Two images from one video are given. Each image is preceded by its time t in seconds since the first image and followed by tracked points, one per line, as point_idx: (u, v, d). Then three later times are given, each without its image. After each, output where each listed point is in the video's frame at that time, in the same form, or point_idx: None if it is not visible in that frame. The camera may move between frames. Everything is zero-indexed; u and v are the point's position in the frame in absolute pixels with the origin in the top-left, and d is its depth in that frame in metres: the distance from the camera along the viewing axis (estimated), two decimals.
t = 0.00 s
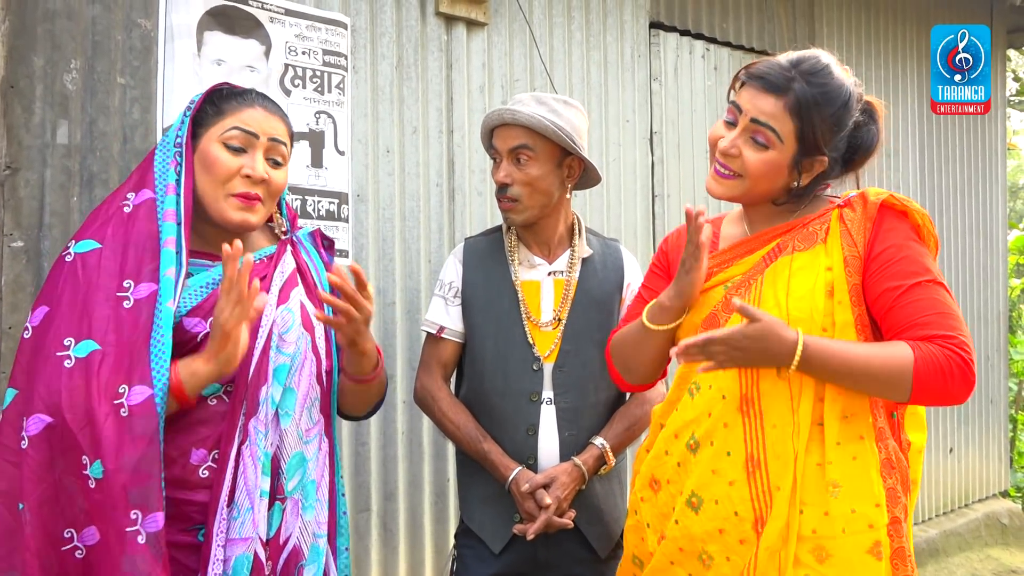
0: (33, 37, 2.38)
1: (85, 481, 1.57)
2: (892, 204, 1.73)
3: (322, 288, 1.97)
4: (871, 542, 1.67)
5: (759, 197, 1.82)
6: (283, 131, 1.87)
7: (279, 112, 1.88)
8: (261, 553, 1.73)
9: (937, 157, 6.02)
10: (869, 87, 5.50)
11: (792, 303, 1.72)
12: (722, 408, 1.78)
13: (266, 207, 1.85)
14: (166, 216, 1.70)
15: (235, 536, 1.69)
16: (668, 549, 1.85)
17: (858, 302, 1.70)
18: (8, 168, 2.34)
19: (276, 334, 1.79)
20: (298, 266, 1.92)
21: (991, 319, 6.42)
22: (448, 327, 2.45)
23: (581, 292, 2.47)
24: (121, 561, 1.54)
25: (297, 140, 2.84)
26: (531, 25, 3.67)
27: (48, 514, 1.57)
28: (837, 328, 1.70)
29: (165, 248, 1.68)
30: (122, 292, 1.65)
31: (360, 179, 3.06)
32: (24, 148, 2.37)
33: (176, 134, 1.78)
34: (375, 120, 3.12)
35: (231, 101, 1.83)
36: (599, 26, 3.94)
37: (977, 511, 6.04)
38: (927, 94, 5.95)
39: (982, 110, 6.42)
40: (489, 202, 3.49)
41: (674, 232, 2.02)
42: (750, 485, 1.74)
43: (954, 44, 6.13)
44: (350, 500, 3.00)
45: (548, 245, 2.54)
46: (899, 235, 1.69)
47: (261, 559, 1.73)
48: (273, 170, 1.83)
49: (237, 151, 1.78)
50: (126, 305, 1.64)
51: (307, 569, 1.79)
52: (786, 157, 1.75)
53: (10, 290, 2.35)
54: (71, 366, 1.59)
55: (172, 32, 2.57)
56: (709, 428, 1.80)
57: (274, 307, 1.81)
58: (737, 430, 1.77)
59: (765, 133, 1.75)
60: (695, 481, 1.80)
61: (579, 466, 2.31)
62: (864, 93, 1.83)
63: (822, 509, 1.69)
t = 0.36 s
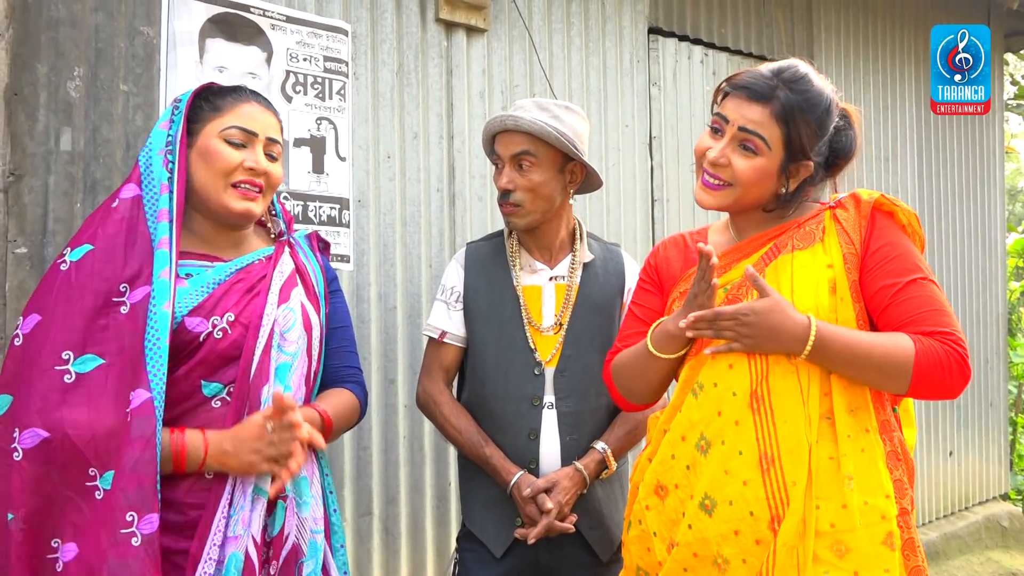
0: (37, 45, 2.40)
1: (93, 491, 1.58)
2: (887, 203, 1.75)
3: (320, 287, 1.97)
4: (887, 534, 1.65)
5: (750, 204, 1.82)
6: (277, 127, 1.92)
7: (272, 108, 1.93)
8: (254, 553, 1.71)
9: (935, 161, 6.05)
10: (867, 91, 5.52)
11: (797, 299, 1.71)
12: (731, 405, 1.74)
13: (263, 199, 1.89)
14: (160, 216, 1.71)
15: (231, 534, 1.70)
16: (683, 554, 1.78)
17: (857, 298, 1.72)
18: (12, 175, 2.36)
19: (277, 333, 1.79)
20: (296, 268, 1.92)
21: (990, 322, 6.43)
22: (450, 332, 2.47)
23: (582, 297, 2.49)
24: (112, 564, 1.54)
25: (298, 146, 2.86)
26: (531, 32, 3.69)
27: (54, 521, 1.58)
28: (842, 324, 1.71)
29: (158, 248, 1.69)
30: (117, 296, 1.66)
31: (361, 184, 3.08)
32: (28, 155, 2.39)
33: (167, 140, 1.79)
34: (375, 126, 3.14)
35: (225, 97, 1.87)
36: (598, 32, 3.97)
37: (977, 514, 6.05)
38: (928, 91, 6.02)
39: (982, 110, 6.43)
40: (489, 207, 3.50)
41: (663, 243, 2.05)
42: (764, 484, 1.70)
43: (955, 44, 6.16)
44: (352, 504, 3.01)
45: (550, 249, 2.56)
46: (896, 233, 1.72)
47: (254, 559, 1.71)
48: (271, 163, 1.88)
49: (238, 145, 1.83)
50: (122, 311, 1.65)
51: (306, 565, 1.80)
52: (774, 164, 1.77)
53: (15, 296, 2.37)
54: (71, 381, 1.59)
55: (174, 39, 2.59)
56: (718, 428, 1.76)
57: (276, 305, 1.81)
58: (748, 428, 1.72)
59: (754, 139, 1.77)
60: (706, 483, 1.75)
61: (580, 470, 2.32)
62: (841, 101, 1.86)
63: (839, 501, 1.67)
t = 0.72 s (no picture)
0: (50, 52, 2.44)
1: (127, 510, 1.55)
2: (891, 213, 1.73)
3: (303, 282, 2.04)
4: (865, 541, 1.68)
5: (773, 180, 1.87)
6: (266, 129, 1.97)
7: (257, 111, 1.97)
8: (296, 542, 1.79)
9: (940, 163, 6.06)
10: (871, 94, 5.54)
11: (790, 304, 1.73)
12: (719, 409, 1.79)
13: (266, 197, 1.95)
14: (165, 225, 1.69)
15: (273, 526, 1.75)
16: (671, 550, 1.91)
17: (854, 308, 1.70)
18: (26, 180, 2.39)
19: (288, 332, 1.85)
20: (281, 267, 1.97)
21: (995, 324, 6.44)
22: (458, 334, 2.50)
23: (589, 300, 2.51)
24: None
25: (306, 151, 2.89)
26: (537, 36, 3.72)
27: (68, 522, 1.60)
28: (835, 330, 1.69)
29: (168, 261, 1.67)
30: (129, 312, 1.64)
31: (368, 189, 3.11)
32: (41, 160, 2.42)
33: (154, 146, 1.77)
34: (383, 131, 3.17)
35: (216, 101, 1.88)
36: (603, 36, 3.99)
37: (983, 516, 6.05)
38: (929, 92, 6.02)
39: (982, 110, 6.42)
40: (495, 211, 3.54)
41: (682, 239, 2.12)
42: (746, 487, 1.76)
43: (954, 44, 6.12)
44: (360, 505, 3.04)
45: (557, 252, 2.59)
46: (891, 247, 1.69)
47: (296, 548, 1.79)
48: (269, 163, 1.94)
49: (248, 147, 1.87)
50: (136, 326, 1.63)
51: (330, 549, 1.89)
52: (784, 129, 1.84)
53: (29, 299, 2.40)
54: (92, 404, 1.57)
55: (185, 45, 2.63)
56: (707, 429, 1.81)
57: (282, 305, 1.87)
58: (733, 432, 1.78)
59: (757, 113, 1.84)
60: (693, 483, 1.84)
61: (586, 472, 2.34)
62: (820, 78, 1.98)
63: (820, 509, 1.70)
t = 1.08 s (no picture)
0: (64, 56, 2.46)
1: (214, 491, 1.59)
2: (893, 217, 1.69)
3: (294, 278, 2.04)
4: (848, 548, 1.69)
5: (762, 169, 1.90)
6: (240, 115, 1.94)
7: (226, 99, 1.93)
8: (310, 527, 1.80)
9: (946, 161, 6.06)
10: (878, 93, 5.54)
11: (776, 312, 1.75)
12: (704, 409, 1.85)
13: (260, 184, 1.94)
14: (176, 231, 1.69)
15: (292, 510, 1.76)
16: (666, 538, 1.97)
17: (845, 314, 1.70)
18: (40, 183, 2.42)
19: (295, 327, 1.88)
20: (277, 267, 1.98)
21: (1003, 322, 6.43)
22: (468, 333, 2.53)
23: (599, 299, 2.53)
24: (239, 559, 1.59)
25: (316, 153, 2.92)
26: (543, 37, 3.74)
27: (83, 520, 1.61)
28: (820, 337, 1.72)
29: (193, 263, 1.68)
30: (161, 311, 1.64)
31: (377, 190, 3.14)
32: (55, 163, 2.45)
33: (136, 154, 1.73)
34: (391, 132, 3.20)
35: (186, 101, 1.83)
36: (609, 37, 4.01)
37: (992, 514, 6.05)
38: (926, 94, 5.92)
39: (981, 111, 6.36)
40: (504, 211, 3.56)
41: (694, 234, 2.23)
42: (726, 486, 1.81)
43: (954, 45, 6.10)
44: (370, 503, 3.06)
45: (567, 251, 2.60)
46: (898, 251, 1.66)
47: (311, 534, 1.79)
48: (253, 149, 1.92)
49: (231, 141, 1.85)
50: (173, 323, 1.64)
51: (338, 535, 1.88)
52: (762, 118, 1.89)
53: (44, 301, 2.43)
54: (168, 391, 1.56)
55: (196, 49, 2.66)
56: (692, 428, 1.88)
57: (285, 301, 1.90)
58: (717, 432, 1.83)
59: (734, 109, 1.91)
60: (681, 476, 1.90)
61: (596, 470, 2.36)
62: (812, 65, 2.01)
63: (799, 517, 1.72)
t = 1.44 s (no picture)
0: (70, 56, 2.49)
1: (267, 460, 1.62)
2: (891, 211, 1.71)
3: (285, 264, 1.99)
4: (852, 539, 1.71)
5: (762, 166, 1.92)
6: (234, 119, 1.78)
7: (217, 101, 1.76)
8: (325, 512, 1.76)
9: (949, 158, 6.05)
10: (880, 90, 5.55)
11: (776, 304, 1.77)
12: (706, 402, 1.87)
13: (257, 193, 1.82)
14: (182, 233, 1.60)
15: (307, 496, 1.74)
16: (666, 533, 1.99)
17: (844, 306, 1.71)
18: (47, 181, 2.44)
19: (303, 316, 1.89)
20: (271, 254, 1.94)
21: (1007, 319, 6.43)
22: (471, 329, 2.55)
23: (600, 294, 2.55)
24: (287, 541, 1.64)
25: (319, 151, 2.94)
26: (546, 36, 3.76)
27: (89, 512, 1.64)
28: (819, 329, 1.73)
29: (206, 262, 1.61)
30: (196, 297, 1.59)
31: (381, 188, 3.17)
32: (62, 162, 2.47)
33: (124, 156, 1.61)
34: (394, 130, 3.22)
35: (174, 107, 1.67)
36: (611, 35, 4.03)
37: (995, 511, 6.05)
38: (926, 94, 5.90)
39: (981, 110, 6.33)
40: (506, 208, 3.58)
41: (694, 230, 2.25)
42: (729, 478, 1.83)
43: (954, 43, 6.10)
44: (374, 498, 3.09)
45: (570, 249, 2.62)
46: (891, 246, 1.68)
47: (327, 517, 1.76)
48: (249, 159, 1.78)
49: (228, 157, 1.70)
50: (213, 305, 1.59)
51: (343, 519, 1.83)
52: (764, 117, 1.91)
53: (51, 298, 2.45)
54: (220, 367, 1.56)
55: (200, 49, 2.65)
56: (693, 421, 1.90)
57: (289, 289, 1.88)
58: (719, 424, 1.85)
59: (736, 108, 1.93)
60: (682, 470, 1.92)
61: (597, 464, 2.39)
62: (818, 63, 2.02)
63: (802, 508, 1.74)
